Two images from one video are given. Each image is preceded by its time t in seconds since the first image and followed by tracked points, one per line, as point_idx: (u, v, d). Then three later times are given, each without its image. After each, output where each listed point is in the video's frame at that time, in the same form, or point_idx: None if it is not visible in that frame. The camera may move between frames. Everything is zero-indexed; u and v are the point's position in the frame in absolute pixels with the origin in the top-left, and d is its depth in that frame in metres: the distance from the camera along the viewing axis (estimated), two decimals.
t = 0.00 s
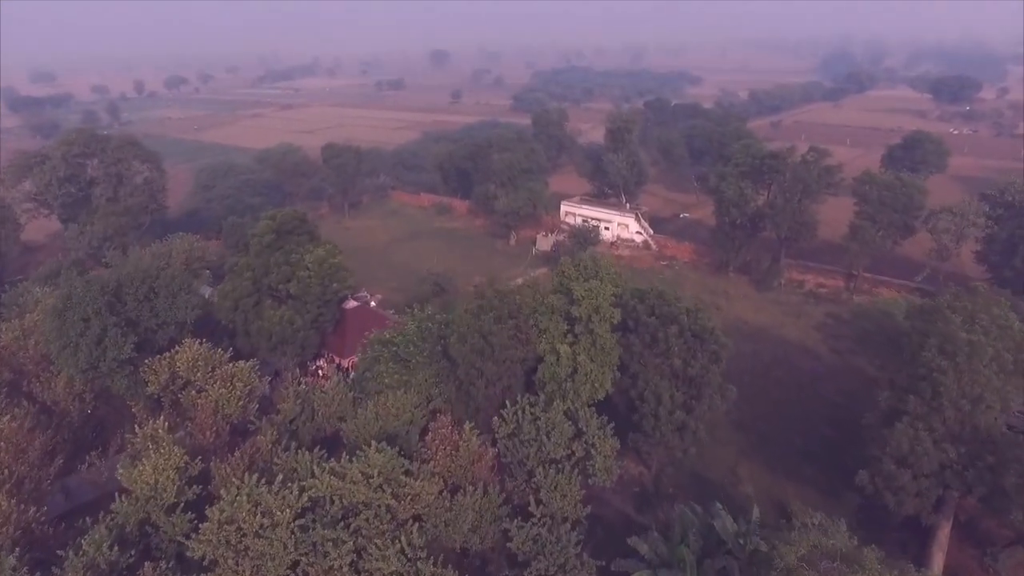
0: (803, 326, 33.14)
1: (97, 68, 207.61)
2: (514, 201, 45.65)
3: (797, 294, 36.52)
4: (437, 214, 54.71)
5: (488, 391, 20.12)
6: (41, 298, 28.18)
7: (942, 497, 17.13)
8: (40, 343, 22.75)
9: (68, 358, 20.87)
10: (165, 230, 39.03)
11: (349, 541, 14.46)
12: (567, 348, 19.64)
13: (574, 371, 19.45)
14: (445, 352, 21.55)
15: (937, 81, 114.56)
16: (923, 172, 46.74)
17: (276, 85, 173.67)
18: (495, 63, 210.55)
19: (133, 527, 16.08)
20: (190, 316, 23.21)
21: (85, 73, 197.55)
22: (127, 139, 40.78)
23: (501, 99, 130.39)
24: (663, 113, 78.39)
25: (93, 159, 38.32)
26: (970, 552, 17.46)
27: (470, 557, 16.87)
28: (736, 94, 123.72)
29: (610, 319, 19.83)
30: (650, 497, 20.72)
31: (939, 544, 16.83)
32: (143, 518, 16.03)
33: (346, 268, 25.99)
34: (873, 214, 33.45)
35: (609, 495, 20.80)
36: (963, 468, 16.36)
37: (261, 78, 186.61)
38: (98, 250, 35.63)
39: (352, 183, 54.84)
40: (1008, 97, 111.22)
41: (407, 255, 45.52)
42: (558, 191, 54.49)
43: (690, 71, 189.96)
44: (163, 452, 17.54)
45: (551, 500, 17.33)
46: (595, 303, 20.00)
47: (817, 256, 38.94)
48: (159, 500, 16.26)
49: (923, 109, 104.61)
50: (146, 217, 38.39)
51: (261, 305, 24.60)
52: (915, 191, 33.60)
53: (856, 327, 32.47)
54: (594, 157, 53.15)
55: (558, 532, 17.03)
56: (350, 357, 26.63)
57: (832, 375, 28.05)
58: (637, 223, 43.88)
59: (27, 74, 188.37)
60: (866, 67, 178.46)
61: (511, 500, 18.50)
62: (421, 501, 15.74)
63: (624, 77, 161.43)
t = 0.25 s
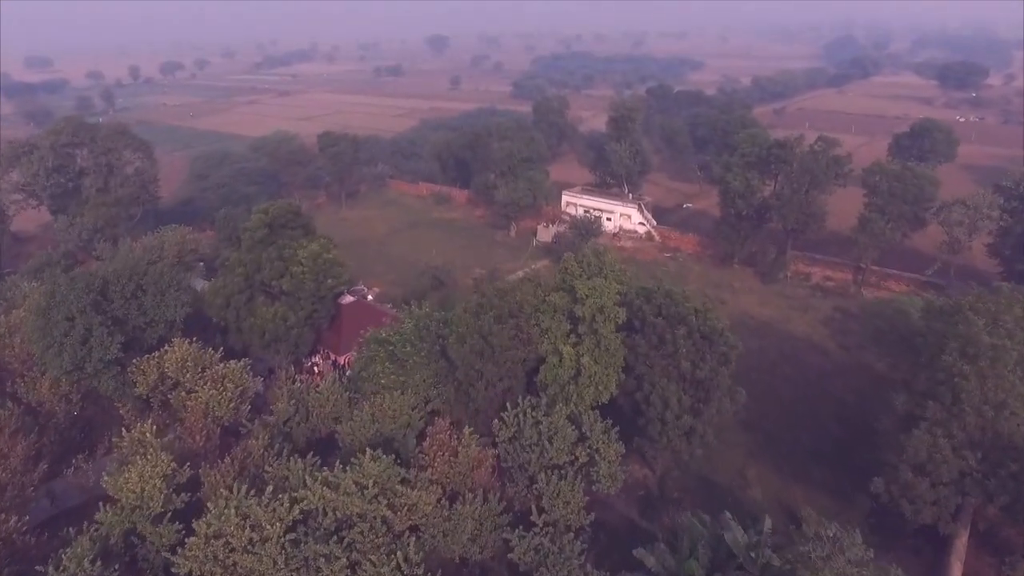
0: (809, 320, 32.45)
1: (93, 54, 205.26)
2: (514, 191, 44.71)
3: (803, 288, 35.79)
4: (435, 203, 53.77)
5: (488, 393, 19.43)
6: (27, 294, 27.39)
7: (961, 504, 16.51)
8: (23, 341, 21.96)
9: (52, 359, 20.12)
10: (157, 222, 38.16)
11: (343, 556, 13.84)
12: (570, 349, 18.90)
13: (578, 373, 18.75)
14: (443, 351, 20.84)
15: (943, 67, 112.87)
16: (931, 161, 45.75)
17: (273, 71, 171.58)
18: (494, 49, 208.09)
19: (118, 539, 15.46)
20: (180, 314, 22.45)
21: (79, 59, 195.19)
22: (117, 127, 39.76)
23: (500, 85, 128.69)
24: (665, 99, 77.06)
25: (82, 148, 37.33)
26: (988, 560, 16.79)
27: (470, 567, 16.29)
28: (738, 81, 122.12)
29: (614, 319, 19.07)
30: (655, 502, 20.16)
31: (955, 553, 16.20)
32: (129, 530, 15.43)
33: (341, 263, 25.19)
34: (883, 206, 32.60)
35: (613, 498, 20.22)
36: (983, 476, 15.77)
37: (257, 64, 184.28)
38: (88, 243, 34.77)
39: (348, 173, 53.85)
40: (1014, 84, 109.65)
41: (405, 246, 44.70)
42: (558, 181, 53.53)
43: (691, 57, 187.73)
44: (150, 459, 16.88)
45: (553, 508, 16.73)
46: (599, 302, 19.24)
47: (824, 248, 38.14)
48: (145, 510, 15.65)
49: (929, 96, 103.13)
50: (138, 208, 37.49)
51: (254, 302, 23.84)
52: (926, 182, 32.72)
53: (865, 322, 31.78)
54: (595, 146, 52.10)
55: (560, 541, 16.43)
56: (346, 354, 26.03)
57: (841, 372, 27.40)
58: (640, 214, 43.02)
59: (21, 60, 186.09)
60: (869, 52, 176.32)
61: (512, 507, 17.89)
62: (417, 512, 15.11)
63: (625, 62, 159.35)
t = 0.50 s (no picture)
0: (817, 314, 31.75)
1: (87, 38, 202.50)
2: (514, 179, 43.73)
3: (810, 280, 35.04)
4: (434, 192, 52.82)
5: (488, 395, 18.73)
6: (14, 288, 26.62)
7: (980, 513, 15.89)
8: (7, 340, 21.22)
9: (36, 360, 19.40)
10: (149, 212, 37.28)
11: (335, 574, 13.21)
12: (573, 349, 18.17)
13: (581, 375, 18.03)
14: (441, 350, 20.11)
15: (949, 51, 111.18)
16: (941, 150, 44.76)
17: (269, 55, 169.29)
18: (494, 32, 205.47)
19: (103, 551, 14.86)
20: (169, 311, 21.65)
21: (74, 42, 192.70)
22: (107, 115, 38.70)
23: (500, 70, 126.83)
24: (668, 85, 75.72)
25: (70, 136, 36.35)
26: (1008, 570, 16.06)
27: None
28: (742, 65, 120.35)
29: (620, 318, 18.29)
30: (661, 507, 19.59)
31: (973, 565, 15.55)
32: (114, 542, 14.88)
33: (336, 258, 24.38)
34: (895, 197, 31.72)
35: (618, 502, 19.67)
36: (1006, 486, 15.19)
37: (254, 48, 181.77)
38: (77, 234, 33.91)
39: (346, 161, 52.81)
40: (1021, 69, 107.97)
41: (403, 237, 43.82)
42: (559, 169, 52.53)
43: (693, 41, 185.23)
44: (136, 466, 16.26)
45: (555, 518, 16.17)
46: (604, 301, 18.45)
47: (831, 239, 37.32)
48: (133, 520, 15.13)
49: (935, 81, 101.55)
50: (129, 199, 36.56)
51: (245, 298, 23.06)
52: (940, 173, 31.82)
53: (873, 316, 31.08)
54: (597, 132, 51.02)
55: (564, 552, 15.82)
56: (343, 350, 25.40)
57: (851, 370, 26.78)
58: (643, 204, 42.13)
59: (14, 44, 183.69)
60: (874, 37, 173.72)
61: (513, 514, 17.25)
62: (414, 524, 14.49)
63: (626, 46, 157.14)
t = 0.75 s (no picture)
0: (825, 308, 31.02)
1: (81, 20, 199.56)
2: (514, 168, 42.71)
3: (817, 273, 34.26)
4: (433, 180, 51.82)
5: (488, 398, 18.05)
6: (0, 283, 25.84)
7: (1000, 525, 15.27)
8: None
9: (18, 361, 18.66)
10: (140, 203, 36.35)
11: None
12: (576, 352, 17.44)
13: (585, 378, 17.32)
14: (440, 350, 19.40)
15: (956, 35, 109.37)
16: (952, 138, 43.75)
17: (266, 38, 166.89)
18: (493, 15, 202.54)
19: (87, 566, 14.29)
20: (156, 309, 20.76)
21: (67, 25, 189.94)
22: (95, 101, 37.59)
23: (500, 54, 124.87)
24: (671, 70, 74.31)
25: (57, 124, 35.29)
26: None
27: None
28: (745, 49, 118.46)
29: (626, 319, 17.48)
30: (667, 512, 19.02)
31: None
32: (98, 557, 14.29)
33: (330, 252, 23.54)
34: (907, 187, 30.81)
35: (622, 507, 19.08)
36: None
37: (250, 31, 179.13)
38: (66, 225, 33.04)
39: (342, 148, 51.72)
40: None
41: (401, 226, 42.94)
42: (561, 157, 51.46)
43: (696, 24, 182.57)
44: (121, 474, 15.61)
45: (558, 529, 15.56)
46: (609, 301, 17.69)
47: (839, 230, 36.43)
48: (117, 534, 14.52)
49: (941, 66, 99.92)
50: (119, 188, 35.60)
51: (237, 295, 22.28)
52: (954, 162, 30.86)
53: (883, 310, 30.33)
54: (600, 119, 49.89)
55: (566, 565, 15.22)
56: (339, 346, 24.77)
57: (861, 367, 26.08)
58: (647, 193, 41.18)
59: (7, 27, 181.00)
60: (880, 19, 171.13)
61: (514, 522, 16.66)
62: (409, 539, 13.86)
63: (627, 30, 154.81)
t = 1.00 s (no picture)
0: (833, 302, 30.27)
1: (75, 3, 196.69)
2: (514, 157, 41.71)
3: (825, 266, 33.46)
4: (432, 168, 50.82)
5: (488, 403, 17.36)
6: None
7: None
8: None
9: None
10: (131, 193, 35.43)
11: None
12: (579, 355, 16.69)
13: (589, 383, 16.59)
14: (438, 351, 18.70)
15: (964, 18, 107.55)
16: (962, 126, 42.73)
17: (262, 22, 164.46)
18: None
19: None
20: (142, 309, 19.96)
21: (61, 8, 187.23)
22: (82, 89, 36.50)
23: (499, 38, 122.99)
24: (675, 54, 72.91)
25: (43, 112, 34.25)
26: None
27: None
28: (749, 33, 116.65)
29: (632, 321, 16.67)
30: (672, 519, 18.44)
31: None
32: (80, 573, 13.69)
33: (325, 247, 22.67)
34: (919, 178, 29.89)
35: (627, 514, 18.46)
36: None
37: (246, 15, 176.55)
38: (54, 217, 32.21)
39: (338, 136, 50.66)
40: None
41: (399, 216, 42.06)
42: (562, 144, 50.43)
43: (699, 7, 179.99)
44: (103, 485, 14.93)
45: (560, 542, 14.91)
46: (615, 301, 16.90)
47: (848, 221, 35.55)
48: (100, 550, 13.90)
49: (949, 50, 98.31)
50: (108, 179, 34.65)
51: (227, 292, 21.52)
52: (968, 152, 29.90)
53: (893, 305, 29.59)
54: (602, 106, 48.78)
55: None
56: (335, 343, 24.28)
57: (871, 365, 25.39)
58: (650, 182, 40.24)
59: None
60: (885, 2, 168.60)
61: (516, 532, 16.04)
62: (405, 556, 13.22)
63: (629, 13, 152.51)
